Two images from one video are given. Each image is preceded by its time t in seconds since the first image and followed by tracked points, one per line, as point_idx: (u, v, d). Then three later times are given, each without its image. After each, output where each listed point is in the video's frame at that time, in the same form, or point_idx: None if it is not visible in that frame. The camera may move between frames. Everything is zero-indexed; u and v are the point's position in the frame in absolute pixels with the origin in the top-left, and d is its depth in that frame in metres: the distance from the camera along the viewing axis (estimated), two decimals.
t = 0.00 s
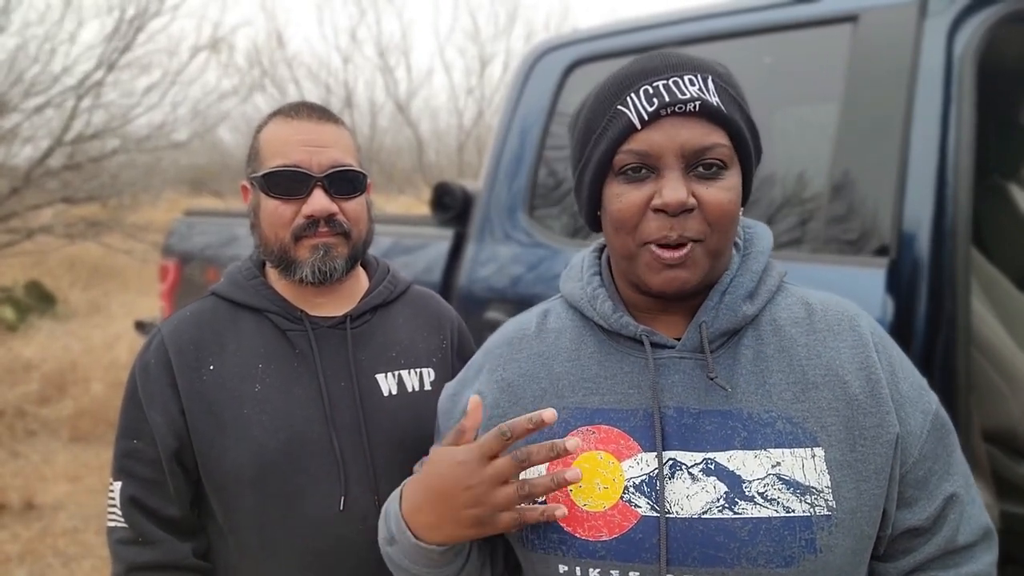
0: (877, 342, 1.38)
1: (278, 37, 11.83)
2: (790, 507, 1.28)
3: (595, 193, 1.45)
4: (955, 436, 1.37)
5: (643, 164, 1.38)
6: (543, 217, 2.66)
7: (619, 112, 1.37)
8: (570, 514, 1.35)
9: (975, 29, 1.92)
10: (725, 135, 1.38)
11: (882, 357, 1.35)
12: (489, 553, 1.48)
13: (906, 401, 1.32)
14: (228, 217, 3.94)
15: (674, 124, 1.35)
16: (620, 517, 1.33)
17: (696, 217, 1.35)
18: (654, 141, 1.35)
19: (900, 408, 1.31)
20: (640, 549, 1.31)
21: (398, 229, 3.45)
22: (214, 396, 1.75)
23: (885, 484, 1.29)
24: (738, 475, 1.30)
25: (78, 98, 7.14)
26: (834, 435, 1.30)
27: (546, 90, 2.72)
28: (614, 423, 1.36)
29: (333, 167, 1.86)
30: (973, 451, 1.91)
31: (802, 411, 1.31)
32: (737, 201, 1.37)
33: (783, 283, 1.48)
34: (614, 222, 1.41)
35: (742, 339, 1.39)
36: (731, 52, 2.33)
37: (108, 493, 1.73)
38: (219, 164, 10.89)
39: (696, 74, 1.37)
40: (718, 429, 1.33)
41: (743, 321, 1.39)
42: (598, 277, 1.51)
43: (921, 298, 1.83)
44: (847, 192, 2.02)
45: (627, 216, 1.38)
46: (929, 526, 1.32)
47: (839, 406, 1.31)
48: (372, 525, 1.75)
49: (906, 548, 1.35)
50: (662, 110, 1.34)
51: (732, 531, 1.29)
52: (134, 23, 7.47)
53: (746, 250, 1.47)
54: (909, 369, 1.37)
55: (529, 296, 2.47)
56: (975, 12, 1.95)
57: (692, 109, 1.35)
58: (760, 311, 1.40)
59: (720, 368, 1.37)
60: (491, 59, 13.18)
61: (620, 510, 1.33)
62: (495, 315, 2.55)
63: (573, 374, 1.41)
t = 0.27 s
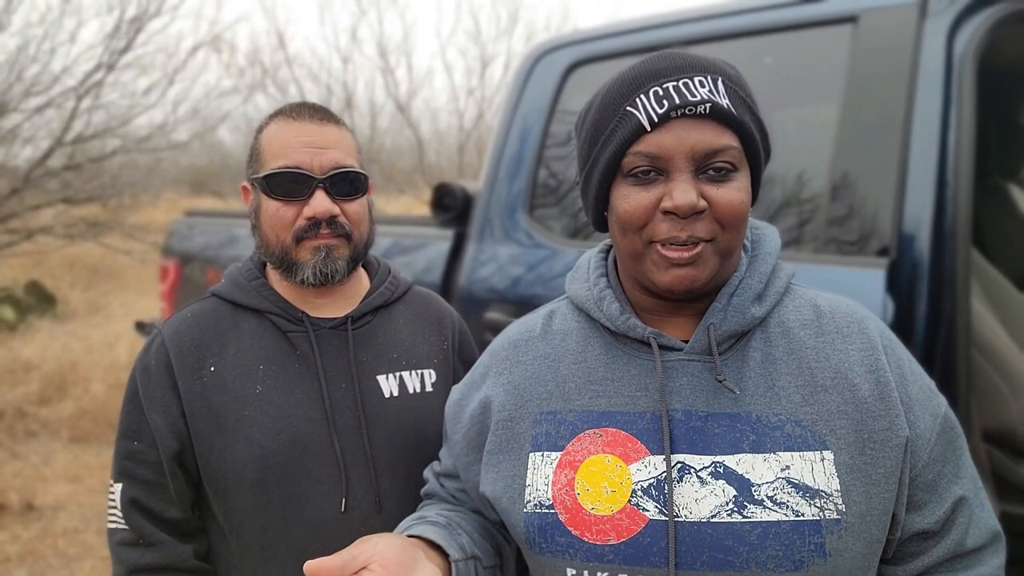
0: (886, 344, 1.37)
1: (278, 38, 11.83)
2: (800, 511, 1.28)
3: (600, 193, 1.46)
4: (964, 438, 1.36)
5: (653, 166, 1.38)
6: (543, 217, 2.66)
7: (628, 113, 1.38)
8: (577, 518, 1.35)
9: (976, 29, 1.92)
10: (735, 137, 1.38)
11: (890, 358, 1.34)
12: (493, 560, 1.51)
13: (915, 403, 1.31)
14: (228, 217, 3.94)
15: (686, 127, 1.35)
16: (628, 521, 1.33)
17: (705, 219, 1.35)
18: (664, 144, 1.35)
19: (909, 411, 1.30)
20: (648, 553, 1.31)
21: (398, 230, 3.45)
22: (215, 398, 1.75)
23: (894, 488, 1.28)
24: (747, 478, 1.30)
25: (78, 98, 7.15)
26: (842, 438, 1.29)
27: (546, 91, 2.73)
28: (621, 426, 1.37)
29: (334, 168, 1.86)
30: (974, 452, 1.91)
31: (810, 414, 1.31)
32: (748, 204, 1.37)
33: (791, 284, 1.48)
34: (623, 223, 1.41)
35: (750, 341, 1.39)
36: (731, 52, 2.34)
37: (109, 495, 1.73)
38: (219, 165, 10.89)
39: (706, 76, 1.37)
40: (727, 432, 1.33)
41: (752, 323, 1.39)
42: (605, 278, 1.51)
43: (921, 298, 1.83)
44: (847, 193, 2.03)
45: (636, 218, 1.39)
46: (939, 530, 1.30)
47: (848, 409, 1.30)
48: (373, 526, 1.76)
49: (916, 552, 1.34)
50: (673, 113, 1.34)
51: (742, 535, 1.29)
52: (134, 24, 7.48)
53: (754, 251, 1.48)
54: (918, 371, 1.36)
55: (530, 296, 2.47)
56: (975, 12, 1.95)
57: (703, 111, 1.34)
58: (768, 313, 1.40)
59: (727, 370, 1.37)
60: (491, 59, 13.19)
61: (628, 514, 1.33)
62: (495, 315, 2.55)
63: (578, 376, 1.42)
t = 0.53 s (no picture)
0: (890, 345, 1.36)
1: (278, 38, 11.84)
2: (802, 512, 1.28)
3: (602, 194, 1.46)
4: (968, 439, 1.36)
5: (654, 168, 1.38)
6: (543, 218, 2.66)
7: (629, 115, 1.38)
8: (579, 518, 1.35)
9: (976, 29, 1.92)
10: (737, 138, 1.37)
11: (894, 359, 1.34)
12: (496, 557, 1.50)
13: (919, 404, 1.30)
14: (229, 217, 3.94)
15: (687, 128, 1.35)
16: (630, 521, 1.33)
17: (707, 220, 1.35)
18: (665, 145, 1.35)
19: (914, 412, 1.30)
20: (649, 554, 1.31)
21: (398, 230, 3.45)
22: (215, 399, 1.75)
23: (898, 490, 1.27)
24: (750, 480, 1.30)
25: (78, 98, 7.15)
26: (846, 440, 1.29)
27: (546, 91, 2.72)
28: (623, 427, 1.37)
29: (334, 169, 1.86)
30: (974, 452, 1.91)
31: (814, 415, 1.31)
32: (750, 205, 1.37)
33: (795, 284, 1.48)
34: (625, 225, 1.41)
35: (753, 342, 1.39)
36: (731, 53, 2.34)
37: (109, 496, 1.73)
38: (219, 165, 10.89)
39: (707, 77, 1.37)
40: (729, 434, 1.32)
41: (755, 324, 1.38)
42: (608, 279, 1.51)
43: (922, 299, 1.83)
44: (847, 193, 2.02)
45: (638, 220, 1.38)
46: (943, 532, 1.30)
47: (852, 410, 1.29)
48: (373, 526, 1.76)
49: (920, 553, 1.33)
50: (674, 114, 1.34)
51: (744, 537, 1.29)
52: (134, 24, 7.48)
53: (758, 251, 1.48)
54: (923, 371, 1.35)
55: (530, 297, 2.46)
56: (975, 13, 1.95)
57: (704, 112, 1.34)
58: (771, 314, 1.40)
59: (730, 371, 1.37)
60: (491, 59, 13.19)
61: (630, 515, 1.33)
62: (495, 316, 2.55)
63: (581, 377, 1.42)
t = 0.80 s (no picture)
0: (891, 344, 1.36)
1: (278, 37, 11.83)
2: (803, 513, 1.27)
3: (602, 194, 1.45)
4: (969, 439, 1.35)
5: (653, 165, 1.37)
6: (543, 217, 2.66)
7: (628, 113, 1.37)
8: (579, 518, 1.35)
9: (976, 27, 1.92)
10: (736, 135, 1.37)
11: (895, 359, 1.33)
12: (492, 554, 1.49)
13: (920, 404, 1.30)
14: (228, 217, 3.94)
15: (686, 125, 1.34)
16: (630, 521, 1.33)
17: (707, 218, 1.35)
18: (664, 143, 1.35)
19: (914, 412, 1.30)
20: (649, 553, 1.31)
21: (398, 229, 3.45)
22: (214, 399, 1.75)
23: (898, 490, 1.27)
24: (749, 480, 1.29)
25: (78, 98, 7.15)
26: (846, 440, 1.29)
27: (546, 90, 2.72)
28: (623, 427, 1.36)
29: (334, 169, 1.86)
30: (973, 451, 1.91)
31: (814, 415, 1.30)
32: (749, 203, 1.37)
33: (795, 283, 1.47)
34: (624, 223, 1.41)
35: (753, 341, 1.38)
36: (731, 51, 2.33)
37: (108, 497, 1.73)
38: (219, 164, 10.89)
39: (706, 74, 1.36)
40: (729, 433, 1.32)
41: (755, 323, 1.38)
42: (607, 278, 1.51)
43: (921, 298, 1.82)
44: (847, 192, 2.02)
45: (637, 218, 1.38)
46: (944, 532, 1.30)
47: (852, 410, 1.29)
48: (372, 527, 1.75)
49: (921, 554, 1.33)
50: (672, 112, 1.34)
51: (743, 537, 1.29)
52: (134, 23, 7.47)
53: (758, 249, 1.47)
54: (924, 371, 1.35)
55: (530, 296, 2.46)
56: (975, 11, 1.94)
57: (703, 109, 1.34)
58: (771, 313, 1.39)
59: (729, 370, 1.36)
60: (491, 58, 13.18)
61: (630, 515, 1.33)
62: (494, 315, 2.55)
63: (581, 377, 1.42)
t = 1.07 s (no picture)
0: (890, 345, 1.36)
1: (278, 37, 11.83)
2: (799, 512, 1.27)
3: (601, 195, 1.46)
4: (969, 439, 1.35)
5: (649, 167, 1.38)
6: (543, 217, 2.66)
7: (624, 114, 1.38)
8: (577, 518, 1.34)
9: (976, 28, 1.92)
10: (731, 137, 1.37)
11: (893, 359, 1.33)
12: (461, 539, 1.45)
13: (918, 404, 1.30)
14: (228, 217, 3.94)
15: (681, 127, 1.35)
16: (627, 521, 1.33)
17: (702, 219, 1.35)
18: (660, 144, 1.35)
19: (912, 412, 1.30)
20: (646, 553, 1.31)
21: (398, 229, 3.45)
22: (214, 399, 1.75)
23: (896, 490, 1.27)
24: (746, 479, 1.30)
25: (78, 98, 7.15)
26: (843, 440, 1.29)
27: (546, 90, 2.72)
28: (622, 427, 1.36)
29: (334, 169, 1.86)
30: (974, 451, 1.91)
31: (811, 415, 1.31)
32: (745, 203, 1.37)
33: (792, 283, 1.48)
34: (620, 225, 1.41)
35: (751, 341, 1.39)
36: (731, 52, 2.33)
37: (108, 497, 1.73)
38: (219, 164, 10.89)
39: (701, 75, 1.36)
40: (726, 433, 1.32)
41: (752, 323, 1.38)
42: (605, 280, 1.51)
43: (922, 298, 1.82)
44: (847, 193, 2.02)
45: (633, 219, 1.38)
46: (943, 532, 1.30)
47: (849, 410, 1.30)
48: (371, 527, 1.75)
49: (920, 554, 1.33)
50: (668, 114, 1.34)
51: (740, 536, 1.28)
52: (134, 23, 7.48)
53: (755, 250, 1.48)
54: (922, 371, 1.35)
55: (530, 296, 2.46)
56: (975, 11, 1.94)
57: (698, 111, 1.34)
58: (769, 313, 1.40)
59: (726, 369, 1.37)
60: (491, 58, 13.18)
61: (627, 514, 1.33)
62: (495, 315, 2.55)
63: (579, 377, 1.42)
